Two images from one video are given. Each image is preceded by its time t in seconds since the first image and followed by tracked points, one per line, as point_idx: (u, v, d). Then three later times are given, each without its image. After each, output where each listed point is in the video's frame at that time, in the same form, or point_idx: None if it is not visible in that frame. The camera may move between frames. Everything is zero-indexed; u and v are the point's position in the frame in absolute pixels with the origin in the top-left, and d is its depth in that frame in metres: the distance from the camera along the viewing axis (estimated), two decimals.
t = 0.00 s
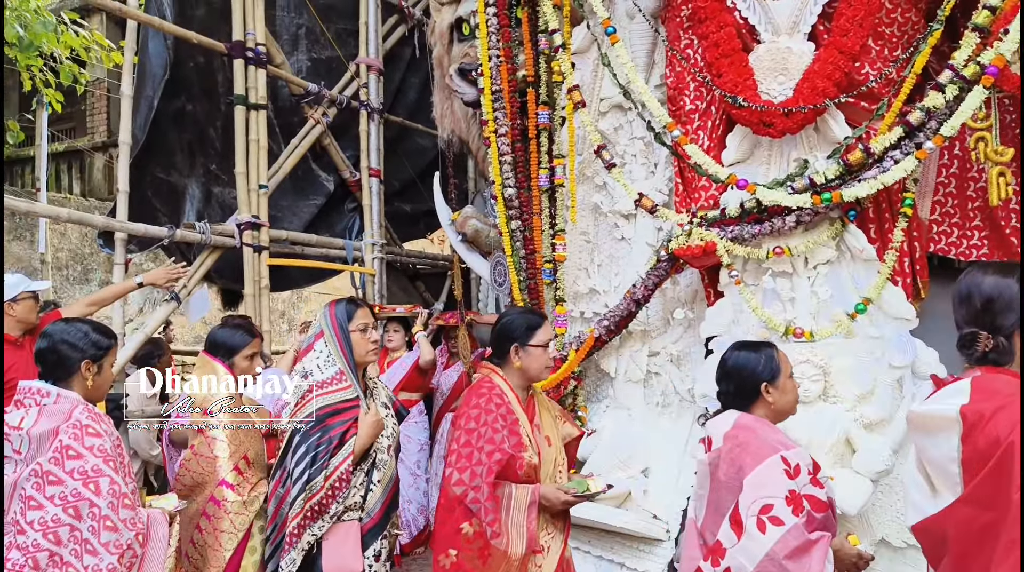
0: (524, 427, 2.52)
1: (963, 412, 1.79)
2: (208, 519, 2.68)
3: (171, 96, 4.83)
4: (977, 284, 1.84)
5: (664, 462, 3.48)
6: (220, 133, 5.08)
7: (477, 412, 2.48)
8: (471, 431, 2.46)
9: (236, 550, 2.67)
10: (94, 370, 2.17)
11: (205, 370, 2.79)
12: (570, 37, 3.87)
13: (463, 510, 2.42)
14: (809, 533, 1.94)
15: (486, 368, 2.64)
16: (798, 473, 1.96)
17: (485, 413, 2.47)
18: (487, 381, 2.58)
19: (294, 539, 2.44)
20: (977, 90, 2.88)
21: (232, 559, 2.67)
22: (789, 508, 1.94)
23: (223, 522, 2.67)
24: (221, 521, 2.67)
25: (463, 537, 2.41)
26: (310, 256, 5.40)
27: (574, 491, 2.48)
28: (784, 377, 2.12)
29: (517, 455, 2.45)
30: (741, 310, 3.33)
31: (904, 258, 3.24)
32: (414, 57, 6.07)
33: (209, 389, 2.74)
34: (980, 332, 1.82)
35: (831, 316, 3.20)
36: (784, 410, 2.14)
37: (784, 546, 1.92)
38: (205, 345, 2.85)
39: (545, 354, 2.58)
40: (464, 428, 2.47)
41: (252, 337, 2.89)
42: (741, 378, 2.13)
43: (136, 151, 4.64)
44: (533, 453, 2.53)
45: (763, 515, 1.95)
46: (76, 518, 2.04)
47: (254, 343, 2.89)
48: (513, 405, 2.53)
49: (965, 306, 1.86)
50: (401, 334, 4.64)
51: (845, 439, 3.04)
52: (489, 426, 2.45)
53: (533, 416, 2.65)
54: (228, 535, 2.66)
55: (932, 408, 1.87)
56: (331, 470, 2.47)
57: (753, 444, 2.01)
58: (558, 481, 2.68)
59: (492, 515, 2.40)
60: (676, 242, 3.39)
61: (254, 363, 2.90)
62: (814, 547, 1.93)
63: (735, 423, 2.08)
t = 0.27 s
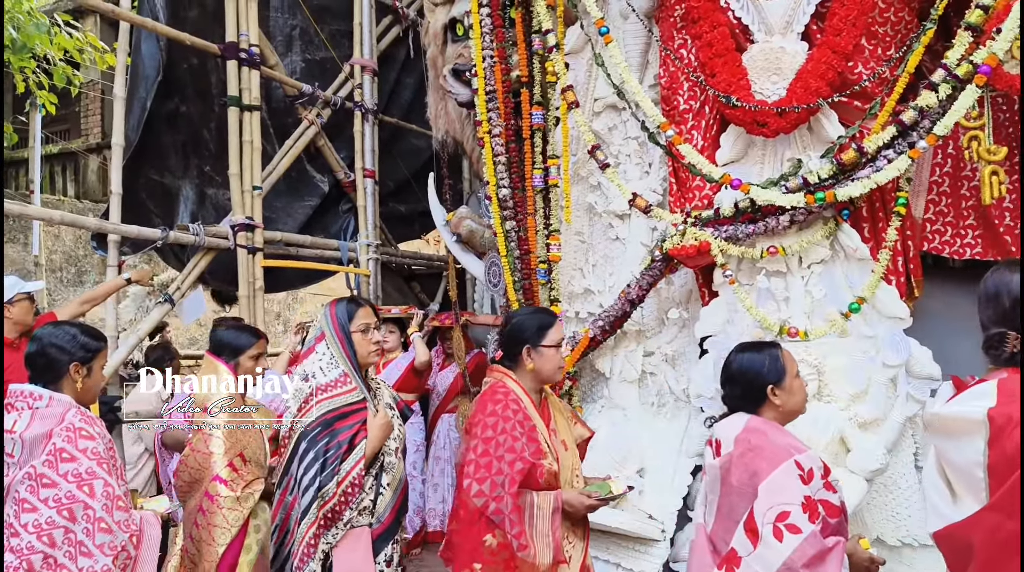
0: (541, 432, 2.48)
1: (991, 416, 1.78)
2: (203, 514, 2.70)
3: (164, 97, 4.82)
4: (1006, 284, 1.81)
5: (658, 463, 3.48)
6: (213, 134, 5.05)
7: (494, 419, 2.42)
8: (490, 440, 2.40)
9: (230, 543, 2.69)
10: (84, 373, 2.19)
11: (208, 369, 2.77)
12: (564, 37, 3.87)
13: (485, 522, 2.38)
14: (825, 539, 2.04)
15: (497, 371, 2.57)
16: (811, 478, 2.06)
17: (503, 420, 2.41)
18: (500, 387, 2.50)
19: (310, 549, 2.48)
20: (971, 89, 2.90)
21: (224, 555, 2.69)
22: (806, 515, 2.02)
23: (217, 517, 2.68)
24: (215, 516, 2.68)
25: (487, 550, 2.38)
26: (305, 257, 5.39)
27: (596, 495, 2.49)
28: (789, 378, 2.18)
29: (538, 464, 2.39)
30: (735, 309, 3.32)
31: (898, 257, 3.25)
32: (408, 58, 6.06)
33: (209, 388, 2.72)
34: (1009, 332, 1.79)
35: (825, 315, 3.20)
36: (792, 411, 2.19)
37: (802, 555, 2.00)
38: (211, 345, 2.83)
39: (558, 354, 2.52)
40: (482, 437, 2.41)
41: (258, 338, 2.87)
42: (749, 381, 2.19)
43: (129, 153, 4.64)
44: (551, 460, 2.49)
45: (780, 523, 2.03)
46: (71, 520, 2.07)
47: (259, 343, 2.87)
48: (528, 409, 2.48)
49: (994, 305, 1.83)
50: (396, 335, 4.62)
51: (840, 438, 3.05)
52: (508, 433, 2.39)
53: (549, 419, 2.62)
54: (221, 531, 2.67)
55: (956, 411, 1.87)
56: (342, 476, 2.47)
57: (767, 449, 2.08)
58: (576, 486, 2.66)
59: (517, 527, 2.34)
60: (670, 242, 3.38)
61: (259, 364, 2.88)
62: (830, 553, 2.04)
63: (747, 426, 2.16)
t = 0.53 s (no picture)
0: (553, 431, 2.40)
1: (1005, 406, 1.76)
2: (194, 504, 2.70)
3: (156, 95, 4.80)
4: None
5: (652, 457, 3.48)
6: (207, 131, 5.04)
7: (507, 418, 2.33)
8: (503, 439, 2.31)
9: (217, 534, 2.68)
10: (73, 371, 2.22)
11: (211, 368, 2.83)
12: (556, 32, 3.86)
13: (498, 525, 2.29)
14: (841, 540, 1.93)
15: (506, 367, 2.50)
16: (824, 476, 1.96)
17: (517, 419, 2.33)
18: (511, 383, 2.42)
19: (309, 555, 2.43)
20: (962, 81, 2.90)
21: (213, 544, 2.69)
22: (818, 516, 1.93)
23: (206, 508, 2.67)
24: (201, 507, 2.67)
25: (500, 554, 2.29)
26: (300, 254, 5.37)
27: (611, 497, 2.39)
28: (799, 371, 2.10)
29: (553, 464, 2.32)
30: (729, 303, 3.33)
31: (891, 249, 3.25)
32: (402, 54, 6.04)
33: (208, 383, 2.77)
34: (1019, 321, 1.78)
35: (819, 309, 3.20)
36: (802, 406, 2.12)
37: (814, 558, 1.93)
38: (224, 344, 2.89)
39: (571, 350, 2.48)
40: (495, 436, 2.32)
41: (269, 341, 2.90)
42: (757, 374, 2.13)
43: (121, 151, 4.64)
44: (565, 459, 2.45)
45: (790, 527, 1.95)
46: (61, 518, 2.08)
47: (271, 346, 2.90)
48: (540, 407, 2.40)
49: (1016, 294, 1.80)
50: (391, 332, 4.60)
51: (833, 431, 3.07)
52: (523, 433, 2.30)
53: (560, 417, 2.56)
54: (207, 521, 2.67)
55: (968, 403, 1.84)
56: (340, 477, 2.44)
57: (775, 450, 2.00)
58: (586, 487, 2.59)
59: (532, 531, 2.25)
60: (664, 236, 3.38)
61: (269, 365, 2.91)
62: (847, 554, 1.93)
63: (753, 424, 2.07)
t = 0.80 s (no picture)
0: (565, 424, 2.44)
1: (1010, 397, 1.77)
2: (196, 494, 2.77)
3: (153, 90, 4.80)
4: None
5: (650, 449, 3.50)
6: (204, 126, 4.98)
7: (520, 414, 2.35)
8: (515, 435, 2.34)
9: (215, 524, 2.76)
10: (70, 365, 2.28)
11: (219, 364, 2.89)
12: (554, 24, 3.85)
13: (511, 523, 2.31)
14: (854, 539, 1.90)
15: (516, 359, 2.52)
16: (837, 472, 1.92)
17: (530, 415, 2.35)
18: (522, 376, 2.44)
19: (308, 558, 2.35)
20: (960, 71, 2.90)
21: (210, 537, 2.78)
22: (828, 515, 1.90)
23: (204, 499, 2.75)
24: (202, 498, 2.75)
25: (513, 552, 2.31)
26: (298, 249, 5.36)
27: (624, 492, 2.46)
28: (812, 362, 2.06)
29: (566, 459, 2.36)
30: (727, 295, 3.32)
31: (889, 240, 3.25)
32: (399, 48, 6.02)
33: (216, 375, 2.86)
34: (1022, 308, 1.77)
35: (817, 300, 3.20)
36: (815, 399, 2.08)
37: (825, 558, 1.89)
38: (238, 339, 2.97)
39: (581, 342, 2.49)
40: (507, 432, 2.34)
41: (279, 337, 2.96)
42: (768, 367, 2.09)
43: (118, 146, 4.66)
44: (578, 455, 2.48)
45: (800, 526, 1.92)
46: (56, 510, 2.17)
47: (281, 341, 2.95)
48: (551, 401, 2.43)
49: (1021, 281, 1.81)
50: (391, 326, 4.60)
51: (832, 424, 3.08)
52: (537, 428, 2.33)
53: (568, 410, 2.61)
54: (204, 513, 2.75)
55: (975, 393, 1.85)
56: (343, 478, 2.36)
57: (783, 446, 1.98)
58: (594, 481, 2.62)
59: (548, 527, 2.29)
60: (662, 228, 3.37)
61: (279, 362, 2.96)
62: (862, 553, 1.89)
63: (766, 420, 2.05)
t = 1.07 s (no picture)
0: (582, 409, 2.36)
1: None
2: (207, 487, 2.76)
3: (149, 76, 4.76)
4: None
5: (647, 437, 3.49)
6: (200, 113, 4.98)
7: (535, 399, 2.27)
8: (531, 420, 2.26)
9: (227, 518, 2.75)
10: (74, 349, 2.26)
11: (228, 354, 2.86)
12: (553, 10, 3.81)
13: (527, 509, 2.23)
14: (877, 527, 1.85)
15: (532, 344, 2.44)
16: (859, 459, 1.87)
17: (546, 399, 2.26)
18: (538, 360, 2.36)
19: (327, 542, 2.35)
20: (962, 57, 2.88)
21: (223, 528, 2.77)
22: (851, 503, 1.85)
23: (214, 493, 2.74)
24: (210, 492, 2.75)
25: (527, 540, 2.23)
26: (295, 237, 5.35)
27: (641, 479, 2.37)
28: (832, 345, 2.00)
29: (583, 445, 2.29)
30: (727, 283, 3.31)
31: (889, 228, 3.24)
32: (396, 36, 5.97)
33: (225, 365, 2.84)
34: None
35: (817, 288, 3.20)
36: (837, 382, 2.01)
37: (847, 548, 1.85)
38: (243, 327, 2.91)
39: (599, 326, 2.40)
40: (522, 417, 2.26)
41: (287, 323, 2.86)
42: (785, 350, 2.03)
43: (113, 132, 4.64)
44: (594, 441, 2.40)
45: (820, 516, 1.87)
46: (64, 490, 2.14)
47: (289, 327, 2.87)
48: (567, 386, 2.35)
49: None
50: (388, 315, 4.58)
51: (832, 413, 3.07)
52: (553, 414, 2.25)
53: (586, 394, 2.52)
54: (214, 507, 2.74)
55: (983, 373, 1.85)
56: (365, 462, 2.37)
57: (802, 433, 1.92)
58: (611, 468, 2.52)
59: (564, 513, 2.21)
60: (662, 216, 3.35)
61: (288, 348, 2.88)
62: (884, 542, 1.84)
63: (783, 406, 1.99)
